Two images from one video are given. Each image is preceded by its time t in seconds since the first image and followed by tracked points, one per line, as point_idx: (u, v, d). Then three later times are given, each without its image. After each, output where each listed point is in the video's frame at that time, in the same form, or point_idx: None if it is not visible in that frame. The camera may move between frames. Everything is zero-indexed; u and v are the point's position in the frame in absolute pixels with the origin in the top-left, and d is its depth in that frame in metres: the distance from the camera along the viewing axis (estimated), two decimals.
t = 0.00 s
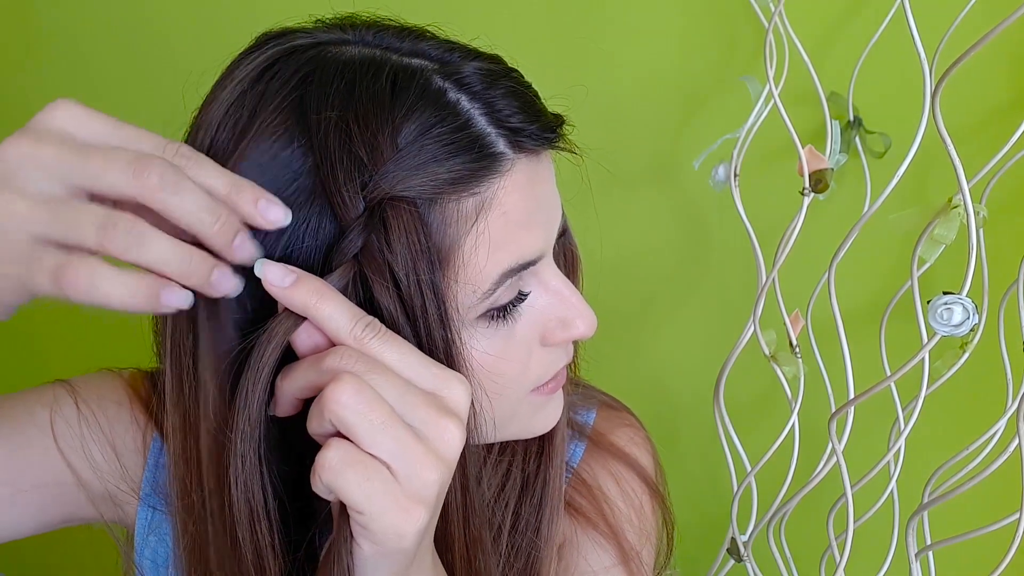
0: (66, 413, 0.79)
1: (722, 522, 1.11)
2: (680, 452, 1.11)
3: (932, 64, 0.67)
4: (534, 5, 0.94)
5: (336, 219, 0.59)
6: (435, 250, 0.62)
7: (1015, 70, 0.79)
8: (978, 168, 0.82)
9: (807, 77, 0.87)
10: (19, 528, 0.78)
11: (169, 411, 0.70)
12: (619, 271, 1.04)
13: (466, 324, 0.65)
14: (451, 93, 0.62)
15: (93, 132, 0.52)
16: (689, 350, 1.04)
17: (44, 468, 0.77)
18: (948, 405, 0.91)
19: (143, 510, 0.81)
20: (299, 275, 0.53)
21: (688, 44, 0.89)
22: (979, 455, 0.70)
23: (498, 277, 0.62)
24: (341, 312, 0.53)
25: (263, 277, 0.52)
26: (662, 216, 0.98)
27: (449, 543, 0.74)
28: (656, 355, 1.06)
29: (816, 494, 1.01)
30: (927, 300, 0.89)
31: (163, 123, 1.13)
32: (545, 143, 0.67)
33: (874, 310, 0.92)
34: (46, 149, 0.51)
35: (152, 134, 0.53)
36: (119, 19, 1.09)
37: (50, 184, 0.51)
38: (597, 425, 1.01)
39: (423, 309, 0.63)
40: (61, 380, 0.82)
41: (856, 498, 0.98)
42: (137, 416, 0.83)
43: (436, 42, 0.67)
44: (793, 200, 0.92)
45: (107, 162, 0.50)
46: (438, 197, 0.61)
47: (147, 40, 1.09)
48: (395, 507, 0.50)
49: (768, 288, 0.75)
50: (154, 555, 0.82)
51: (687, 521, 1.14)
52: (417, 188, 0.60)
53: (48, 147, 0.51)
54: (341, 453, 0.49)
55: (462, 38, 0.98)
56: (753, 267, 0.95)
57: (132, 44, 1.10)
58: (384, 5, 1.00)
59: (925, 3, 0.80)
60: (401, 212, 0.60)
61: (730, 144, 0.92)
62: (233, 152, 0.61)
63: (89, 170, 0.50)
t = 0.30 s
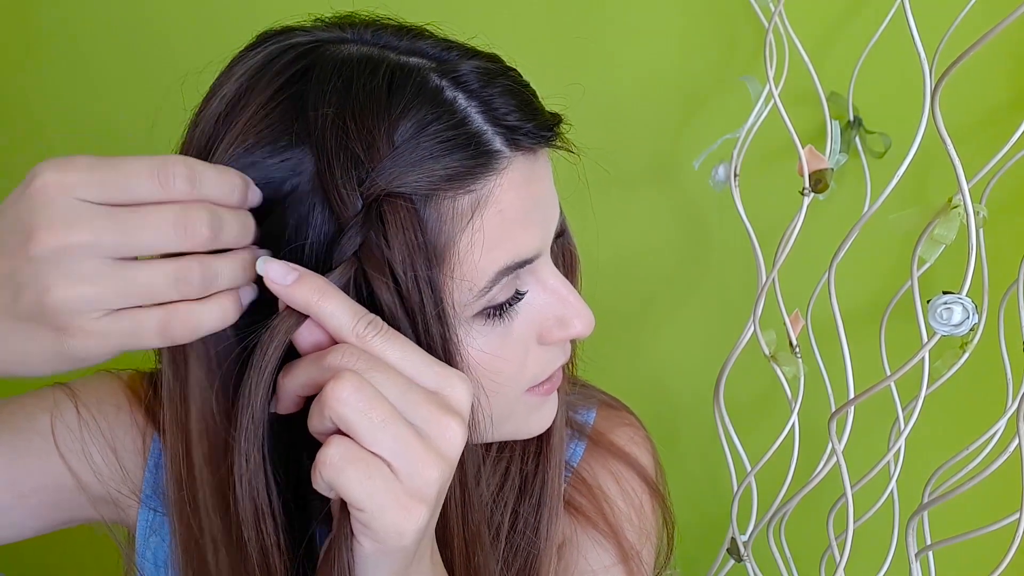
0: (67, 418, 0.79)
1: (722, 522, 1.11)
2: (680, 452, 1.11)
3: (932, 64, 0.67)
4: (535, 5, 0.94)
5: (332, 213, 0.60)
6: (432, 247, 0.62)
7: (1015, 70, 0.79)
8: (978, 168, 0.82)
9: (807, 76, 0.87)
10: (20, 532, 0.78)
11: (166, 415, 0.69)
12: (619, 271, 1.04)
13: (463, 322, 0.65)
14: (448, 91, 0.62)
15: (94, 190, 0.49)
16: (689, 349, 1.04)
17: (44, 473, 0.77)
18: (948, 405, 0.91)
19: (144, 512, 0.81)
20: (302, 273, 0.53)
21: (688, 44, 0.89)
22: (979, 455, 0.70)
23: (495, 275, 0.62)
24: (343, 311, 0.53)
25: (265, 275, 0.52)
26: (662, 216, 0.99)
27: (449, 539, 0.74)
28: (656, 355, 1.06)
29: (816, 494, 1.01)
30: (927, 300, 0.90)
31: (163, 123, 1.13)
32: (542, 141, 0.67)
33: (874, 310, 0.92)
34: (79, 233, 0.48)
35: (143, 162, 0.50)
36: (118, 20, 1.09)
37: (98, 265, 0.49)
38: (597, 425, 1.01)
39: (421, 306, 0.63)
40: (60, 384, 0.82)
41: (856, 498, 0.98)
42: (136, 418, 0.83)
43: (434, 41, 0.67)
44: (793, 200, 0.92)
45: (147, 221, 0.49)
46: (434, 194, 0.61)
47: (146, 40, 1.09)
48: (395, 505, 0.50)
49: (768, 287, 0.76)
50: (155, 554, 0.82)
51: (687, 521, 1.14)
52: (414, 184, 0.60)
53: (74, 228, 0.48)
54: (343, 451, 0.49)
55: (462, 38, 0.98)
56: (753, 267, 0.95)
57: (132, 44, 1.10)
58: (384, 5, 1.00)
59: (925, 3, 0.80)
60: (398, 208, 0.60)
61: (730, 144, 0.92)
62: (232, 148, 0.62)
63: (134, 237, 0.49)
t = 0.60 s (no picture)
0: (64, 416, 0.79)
1: (723, 522, 1.11)
2: (680, 452, 1.11)
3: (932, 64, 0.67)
4: (534, 4, 0.94)
5: (332, 217, 0.59)
6: (431, 250, 0.61)
7: (1016, 70, 0.79)
8: (978, 168, 0.82)
9: (807, 76, 0.87)
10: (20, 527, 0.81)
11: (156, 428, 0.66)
12: (619, 270, 1.04)
13: (461, 325, 0.64)
14: (447, 93, 0.63)
15: (110, 177, 0.46)
16: (688, 349, 1.04)
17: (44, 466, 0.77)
18: (948, 405, 0.91)
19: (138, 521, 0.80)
20: (306, 278, 0.52)
21: (688, 44, 0.89)
22: (979, 455, 0.70)
23: (493, 278, 0.63)
24: (349, 317, 0.52)
25: (269, 281, 0.51)
26: (662, 216, 0.98)
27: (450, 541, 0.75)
28: (656, 355, 1.06)
29: (816, 494, 1.01)
30: (927, 300, 0.89)
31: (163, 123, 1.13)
32: (541, 143, 0.67)
33: (874, 310, 0.92)
34: (82, 221, 0.45)
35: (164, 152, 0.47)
36: (118, 20, 1.09)
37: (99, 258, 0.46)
38: (597, 425, 1.01)
39: (421, 309, 0.62)
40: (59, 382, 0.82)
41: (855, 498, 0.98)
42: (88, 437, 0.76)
43: (432, 43, 0.67)
44: (793, 200, 0.92)
45: (146, 212, 0.46)
46: (433, 197, 0.61)
47: (146, 40, 1.09)
48: (412, 507, 0.51)
49: (768, 288, 0.76)
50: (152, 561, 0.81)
51: (688, 522, 1.14)
52: (412, 187, 0.60)
53: (78, 213, 0.45)
54: (366, 456, 0.49)
55: (461, 38, 0.98)
56: (753, 267, 0.95)
57: (132, 44, 1.10)
58: (385, 5, 1.00)
59: (925, 3, 0.80)
60: (397, 212, 0.60)
61: (730, 144, 0.92)
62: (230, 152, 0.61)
63: (130, 232, 0.45)
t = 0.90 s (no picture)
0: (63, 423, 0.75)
1: (723, 522, 1.10)
2: (680, 452, 1.11)
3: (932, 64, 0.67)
4: (534, 4, 0.94)
5: (331, 220, 0.59)
6: (428, 253, 0.62)
7: (1016, 70, 0.79)
8: (978, 168, 0.82)
9: (807, 76, 0.87)
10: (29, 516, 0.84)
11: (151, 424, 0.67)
12: (619, 270, 1.04)
13: (459, 326, 0.64)
14: (443, 94, 0.63)
15: (101, 179, 0.45)
16: (688, 349, 1.04)
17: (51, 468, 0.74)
18: (949, 404, 0.91)
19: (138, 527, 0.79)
20: (317, 283, 0.52)
21: (688, 44, 0.89)
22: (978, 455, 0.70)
23: (491, 280, 0.62)
24: (360, 323, 0.52)
25: (280, 284, 0.51)
26: (662, 216, 0.98)
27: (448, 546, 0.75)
28: (656, 355, 1.06)
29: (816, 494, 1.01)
30: (927, 300, 0.89)
31: (163, 123, 1.13)
32: (538, 144, 0.67)
33: (874, 310, 0.92)
34: (67, 210, 0.44)
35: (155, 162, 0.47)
36: (118, 20, 1.09)
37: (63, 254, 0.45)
38: (598, 426, 1.00)
39: (420, 313, 0.62)
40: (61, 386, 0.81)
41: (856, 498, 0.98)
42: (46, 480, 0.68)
43: (429, 43, 0.67)
44: (793, 200, 0.92)
45: (131, 227, 0.45)
46: (429, 198, 0.61)
47: (146, 40, 1.09)
48: (430, 511, 0.50)
49: (768, 288, 0.76)
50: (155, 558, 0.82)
51: (688, 522, 1.14)
52: (409, 189, 0.60)
53: (66, 204, 0.44)
54: (389, 460, 0.49)
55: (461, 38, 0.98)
56: (753, 267, 0.95)
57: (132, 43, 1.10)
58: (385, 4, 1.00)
59: (925, 3, 0.80)
60: (395, 215, 0.60)
61: (730, 144, 0.92)
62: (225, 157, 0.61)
63: (110, 237, 0.45)
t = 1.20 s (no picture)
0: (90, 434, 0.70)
1: (723, 522, 1.10)
2: (681, 452, 1.11)
3: (932, 64, 0.67)
4: (534, 4, 0.94)
5: (340, 214, 0.58)
6: (440, 245, 0.61)
7: (1016, 70, 0.79)
8: (979, 167, 0.82)
9: (807, 76, 0.87)
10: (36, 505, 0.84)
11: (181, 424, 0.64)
12: (618, 270, 1.03)
13: (468, 319, 0.64)
14: (459, 89, 0.63)
15: (148, 332, 0.44)
16: (689, 350, 1.04)
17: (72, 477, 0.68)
18: (949, 404, 0.91)
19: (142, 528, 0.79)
20: (306, 269, 0.50)
21: (688, 44, 0.89)
22: (978, 455, 0.70)
23: (502, 273, 0.62)
24: (352, 307, 0.49)
25: (268, 271, 0.49)
26: (662, 216, 0.98)
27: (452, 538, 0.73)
28: (656, 355, 1.06)
29: (816, 494, 1.01)
30: (927, 300, 0.89)
31: (162, 123, 1.12)
32: (551, 141, 0.67)
33: (875, 310, 0.92)
34: (90, 370, 0.42)
35: (190, 351, 0.45)
36: (117, 19, 1.09)
37: (66, 400, 0.41)
38: (599, 426, 1.00)
39: (429, 302, 0.61)
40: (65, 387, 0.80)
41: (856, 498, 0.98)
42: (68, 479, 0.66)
43: (446, 39, 0.67)
44: (794, 200, 0.92)
45: (144, 405, 0.42)
46: (443, 191, 0.60)
47: (145, 39, 1.09)
48: (433, 486, 0.47)
49: (769, 288, 0.76)
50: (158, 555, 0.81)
51: (688, 522, 1.14)
52: (425, 182, 0.59)
53: (89, 369, 0.42)
54: (398, 432, 0.46)
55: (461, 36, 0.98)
56: (753, 267, 0.95)
57: (131, 42, 1.10)
58: (385, 4, 1.00)
59: (925, 3, 0.80)
60: (409, 208, 0.59)
61: (730, 144, 0.92)
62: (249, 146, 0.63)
63: (123, 417, 0.42)
